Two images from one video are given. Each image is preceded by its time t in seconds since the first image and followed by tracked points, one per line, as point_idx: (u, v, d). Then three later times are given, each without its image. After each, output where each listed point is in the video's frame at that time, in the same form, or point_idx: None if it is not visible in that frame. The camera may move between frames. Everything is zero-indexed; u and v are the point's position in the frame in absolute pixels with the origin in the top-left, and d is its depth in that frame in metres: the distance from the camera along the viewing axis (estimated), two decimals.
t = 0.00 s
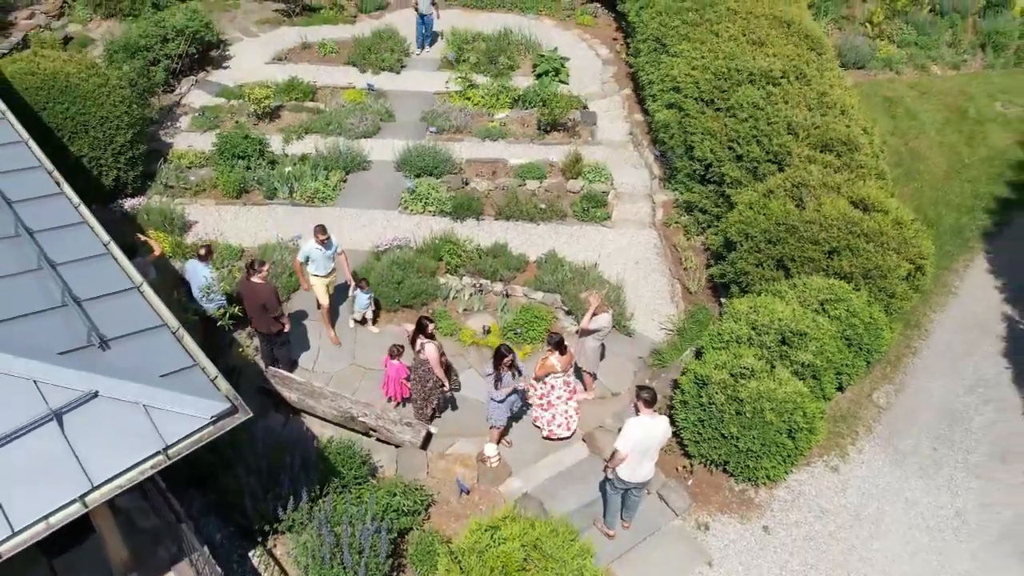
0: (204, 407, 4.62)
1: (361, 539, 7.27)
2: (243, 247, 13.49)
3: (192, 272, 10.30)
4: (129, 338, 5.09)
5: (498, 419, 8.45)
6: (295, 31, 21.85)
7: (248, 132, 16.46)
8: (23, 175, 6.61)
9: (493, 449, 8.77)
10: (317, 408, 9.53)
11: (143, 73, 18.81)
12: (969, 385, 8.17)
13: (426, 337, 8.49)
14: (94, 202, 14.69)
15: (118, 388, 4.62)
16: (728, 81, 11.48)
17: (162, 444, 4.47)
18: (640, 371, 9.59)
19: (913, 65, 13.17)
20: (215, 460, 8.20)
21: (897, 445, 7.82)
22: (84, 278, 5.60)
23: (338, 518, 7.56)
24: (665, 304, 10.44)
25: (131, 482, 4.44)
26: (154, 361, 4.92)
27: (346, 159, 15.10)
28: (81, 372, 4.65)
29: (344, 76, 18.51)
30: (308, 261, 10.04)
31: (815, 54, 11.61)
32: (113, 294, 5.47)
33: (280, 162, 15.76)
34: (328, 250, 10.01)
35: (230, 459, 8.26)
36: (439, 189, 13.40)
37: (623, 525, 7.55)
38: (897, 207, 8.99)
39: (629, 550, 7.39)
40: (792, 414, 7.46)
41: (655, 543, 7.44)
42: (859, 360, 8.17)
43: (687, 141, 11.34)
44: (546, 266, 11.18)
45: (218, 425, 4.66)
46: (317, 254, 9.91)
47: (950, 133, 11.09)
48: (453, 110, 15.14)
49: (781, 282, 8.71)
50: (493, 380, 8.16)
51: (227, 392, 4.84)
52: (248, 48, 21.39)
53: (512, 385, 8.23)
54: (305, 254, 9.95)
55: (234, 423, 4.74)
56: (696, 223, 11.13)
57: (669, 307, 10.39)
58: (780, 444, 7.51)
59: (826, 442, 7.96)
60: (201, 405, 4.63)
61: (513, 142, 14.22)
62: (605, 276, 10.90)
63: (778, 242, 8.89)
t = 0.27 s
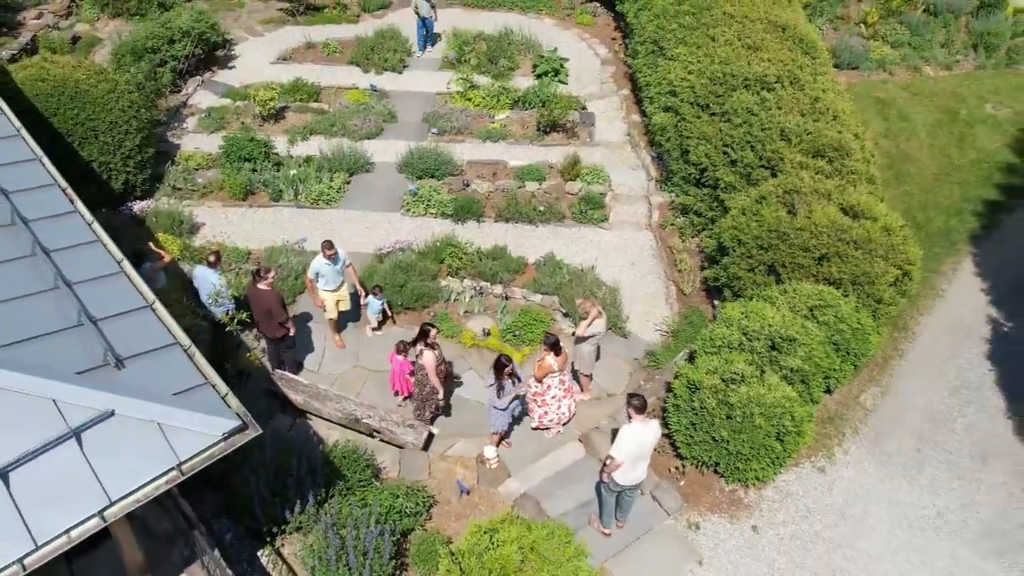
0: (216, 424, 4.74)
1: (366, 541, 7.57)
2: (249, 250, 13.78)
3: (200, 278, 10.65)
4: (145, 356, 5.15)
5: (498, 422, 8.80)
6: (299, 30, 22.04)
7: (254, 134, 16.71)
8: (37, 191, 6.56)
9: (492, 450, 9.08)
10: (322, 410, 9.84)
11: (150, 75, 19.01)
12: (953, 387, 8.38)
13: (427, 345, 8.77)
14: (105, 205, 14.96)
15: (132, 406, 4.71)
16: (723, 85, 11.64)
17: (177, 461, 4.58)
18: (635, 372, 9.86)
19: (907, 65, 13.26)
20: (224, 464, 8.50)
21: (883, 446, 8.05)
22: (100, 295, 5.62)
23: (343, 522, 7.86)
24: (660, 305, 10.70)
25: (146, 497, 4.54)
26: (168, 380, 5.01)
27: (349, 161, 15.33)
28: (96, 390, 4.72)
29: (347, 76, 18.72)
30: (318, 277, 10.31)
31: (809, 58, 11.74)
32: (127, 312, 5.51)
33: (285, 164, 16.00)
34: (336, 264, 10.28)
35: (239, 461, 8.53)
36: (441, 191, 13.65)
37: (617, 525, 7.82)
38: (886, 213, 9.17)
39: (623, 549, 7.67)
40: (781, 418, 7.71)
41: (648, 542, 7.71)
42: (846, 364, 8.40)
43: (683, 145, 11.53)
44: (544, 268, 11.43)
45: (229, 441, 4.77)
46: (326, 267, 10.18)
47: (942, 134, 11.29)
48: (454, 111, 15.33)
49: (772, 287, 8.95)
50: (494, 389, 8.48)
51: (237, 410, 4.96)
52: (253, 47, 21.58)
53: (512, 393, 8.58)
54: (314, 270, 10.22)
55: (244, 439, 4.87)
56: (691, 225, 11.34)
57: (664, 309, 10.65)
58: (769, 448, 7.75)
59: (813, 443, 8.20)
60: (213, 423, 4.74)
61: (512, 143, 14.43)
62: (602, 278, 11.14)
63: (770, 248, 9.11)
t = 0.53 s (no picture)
0: (229, 435, 4.92)
1: (371, 539, 7.96)
2: (256, 248, 14.08)
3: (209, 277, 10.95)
4: (160, 369, 5.32)
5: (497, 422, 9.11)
6: (304, 25, 22.22)
7: (259, 132, 16.97)
8: (53, 205, 6.64)
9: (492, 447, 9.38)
10: (328, 407, 10.18)
11: (157, 72, 19.23)
12: (938, 384, 8.61)
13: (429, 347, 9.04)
14: (116, 204, 15.25)
15: (149, 417, 4.89)
16: (719, 85, 11.77)
17: (192, 469, 4.78)
18: (631, 369, 10.15)
19: (902, 61, 13.34)
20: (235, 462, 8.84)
21: (869, 442, 8.30)
22: (115, 309, 5.74)
23: (350, 518, 8.19)
24: (655, 303, 10.98)
25: (163, 505, 4.74)
26: (182, 392, 5.19)
27: (354, 159, 15.58)
28: (114, 403, 4.90)
29: (351, 73, 18.93)
30: (328, 284, 10.45)
31: (802, 58, 11.88)
32: (143, 325, 5.67)
33: (291, 162, 16.25)
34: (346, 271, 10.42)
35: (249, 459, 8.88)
36: (443, 189, 13.88)
37: (612, 519, 8.12)
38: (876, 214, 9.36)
39: (617, 543, 7.97)
40: (770, 417, 7.95)
41: (641, 535, 8.01)
42: (834, 364, 8.63)
43: (679, 144, 11.72)
44: (543, 267, 11.69)
45: (241, 451, 4.95)
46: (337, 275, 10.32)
47: (932, 133, 11.44)
48: (456, 108, 15.53)
49: (763, 288, 9.18)
50: (494, 392, 8.76)
51: (247, 419, 5.15)
52: (258, 42, 21.77)
53: (512, 394, 8.89)
54: (325, 278, 10.36)
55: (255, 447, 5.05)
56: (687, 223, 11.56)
57: (660, 307, 10.92)
58: (758, 445, 8.01)
59: (801, 439, 8.47)
60: (225, 433, 4.91)
61: (513, 140, 14.65)
62: (599, 277, 11.40)
63: (761, 249, 9.34)
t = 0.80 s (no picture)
0: (241, 440, 4.93)
1: (375, 534, 8.30)
2: (263, 245, 14.37)
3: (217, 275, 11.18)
4: (176, 376, 5.34)
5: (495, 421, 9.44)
6: (307, 20, 22.41)
7: (265, 130, 17.21)
8: (69, 215, 6.61)
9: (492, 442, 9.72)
10: (335, 403, 10.54)
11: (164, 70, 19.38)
12: (922, 380, 8.87)
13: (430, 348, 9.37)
14: (126, 202, 15.51)
15: (164, 423, 4.91)
16: (714, 86, 11.99)
17: (206, 474, 4.78)
18: (626, 365, 10.44)
19: (896, 56, 13.50)
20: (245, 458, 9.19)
21: (856, 436, 8.55)
22: (130, 319, 5.73)
23: (355, 514, 8.54)
24: (651, 299, 11.26)
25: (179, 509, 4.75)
26: (197, 400, 5.20)
27: (357, 156, 15.84)
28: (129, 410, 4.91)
29: (354, 68, 19.15)
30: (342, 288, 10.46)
31: (796, 59, 12.08)
32: (158, 333, 5.65)
33: (296, 159, 16.49)
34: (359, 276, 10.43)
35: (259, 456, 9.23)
36: (445, 186, 14.11)
37: (606, 512, 8.42)
38: (865, 215, 9.57)
39: (611, 534, 8.28)
40: (758, 414, 8.22)
41: (634, 527, 8.33)
42: (821, 363, 8.87)
43: (674, 143, 11.92)
44: (542, 264, 11.95)
45: (254, 455, 4.96)
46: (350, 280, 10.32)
47: (922, 131, 11.67)
48: (457, 105, 15.74)
49: (754, 288, 9.43)
50: (492, 393, 9.09)
51: (260, 426, 5.15)
52: (263, 38, 21.96)
53: (509, 394, 9.19)
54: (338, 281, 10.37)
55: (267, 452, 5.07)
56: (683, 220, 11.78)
57: (654, 303, 11.20)
58: (747, 442, 8.28)
59: (789, 434, 8.74)
60: (239, 440, 4.93)
61: (514, 137, 14.87)
62: (596, 273, 11.68)
63: (753, 250, 9.58)
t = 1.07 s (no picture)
0: (253, 445, 5.22)
1: (380, 528, 8.67)
2: (270, 242, 14.65)
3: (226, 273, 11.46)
4: (191, 384, 5.55)
5: (495, 416, 9.78)
6: (311, 16, 22.60)
7: (271, 127, 17.34)
8: (85, 223, 6.74)
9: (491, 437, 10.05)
10: (341, 398, 10.89)
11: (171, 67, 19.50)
12: (908, 376, 9.12)
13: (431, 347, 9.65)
14: (136, 200, 15.74)
15: (180, 430, 5.19)
16: (710, 86, 12.20)
17: (221, 477, 5.09)
18: (622, 360, 10.75)
19: (889, 53, 13.63)
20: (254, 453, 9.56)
21: (842, 431, 8.82)
22: (145, 327, 5.92)
23: (361, 509, 8.91)
24: (646, 296, 11.55)
25: (194, 510, 5.07)
26: (210, 405, 5.45)
27: (361, 153, 16.09)
28: (147, 418, 5.18)
29: (358, 64, 19.35)
30: (354, 291, 10.58)
31: (791, 59, 12.28)
32: (172, 342, 5.86)
33: (302, 156, 16.61)
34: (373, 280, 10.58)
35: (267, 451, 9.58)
36: (446, 183, 14.32)
37: (601, 504, 8.69)
38: (854, 216, 9.79)
39: (606, 526, 8.58)
40: (749, 410, 8.46)
41: (628, 519, 8.63)
42: (809, 361, 9.12)
43: (670, 141, 12.12)
44: (541, 261, 12.22)
45: (265, 459, 5.25)
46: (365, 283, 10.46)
47: (914, 128, 11.88)
48: (459, 102, 15.94)
49: (745, 287, 9.69)
50: (492, 390, 9.39)
51: (270, 430, 5.43)
52: (268, 34, 22.11)
53: (508, 392, 9.49)
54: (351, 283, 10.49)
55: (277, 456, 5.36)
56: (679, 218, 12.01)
57: (649, 300, 11.49)
58: (737, 437, 8.53)
59: (779, 428, 9.01)
60: (251, 444, 5.22)
61: (514, 133, 15.08)
62: (593, 270, 11.95)
63: (744, 250, 9.82)
